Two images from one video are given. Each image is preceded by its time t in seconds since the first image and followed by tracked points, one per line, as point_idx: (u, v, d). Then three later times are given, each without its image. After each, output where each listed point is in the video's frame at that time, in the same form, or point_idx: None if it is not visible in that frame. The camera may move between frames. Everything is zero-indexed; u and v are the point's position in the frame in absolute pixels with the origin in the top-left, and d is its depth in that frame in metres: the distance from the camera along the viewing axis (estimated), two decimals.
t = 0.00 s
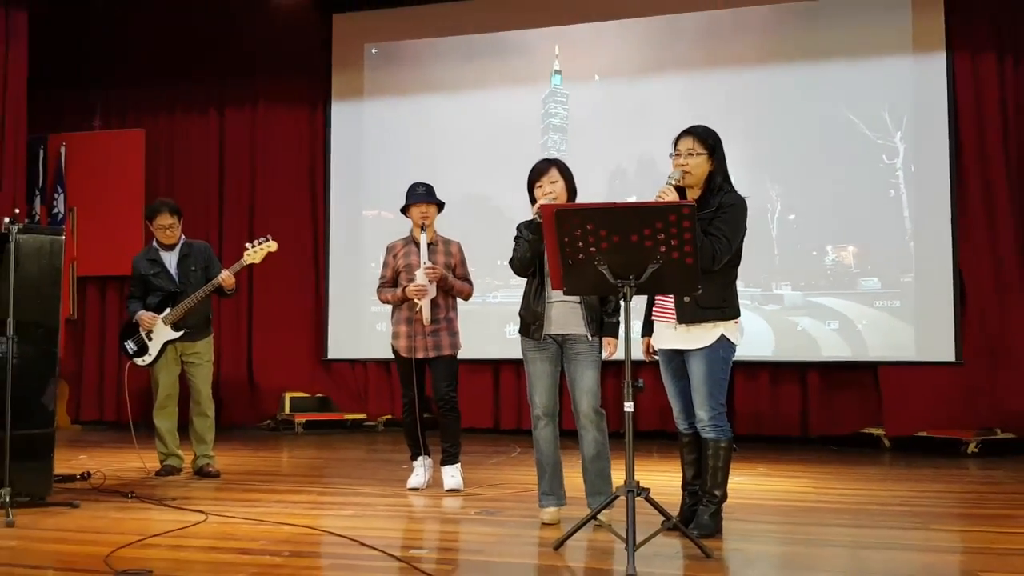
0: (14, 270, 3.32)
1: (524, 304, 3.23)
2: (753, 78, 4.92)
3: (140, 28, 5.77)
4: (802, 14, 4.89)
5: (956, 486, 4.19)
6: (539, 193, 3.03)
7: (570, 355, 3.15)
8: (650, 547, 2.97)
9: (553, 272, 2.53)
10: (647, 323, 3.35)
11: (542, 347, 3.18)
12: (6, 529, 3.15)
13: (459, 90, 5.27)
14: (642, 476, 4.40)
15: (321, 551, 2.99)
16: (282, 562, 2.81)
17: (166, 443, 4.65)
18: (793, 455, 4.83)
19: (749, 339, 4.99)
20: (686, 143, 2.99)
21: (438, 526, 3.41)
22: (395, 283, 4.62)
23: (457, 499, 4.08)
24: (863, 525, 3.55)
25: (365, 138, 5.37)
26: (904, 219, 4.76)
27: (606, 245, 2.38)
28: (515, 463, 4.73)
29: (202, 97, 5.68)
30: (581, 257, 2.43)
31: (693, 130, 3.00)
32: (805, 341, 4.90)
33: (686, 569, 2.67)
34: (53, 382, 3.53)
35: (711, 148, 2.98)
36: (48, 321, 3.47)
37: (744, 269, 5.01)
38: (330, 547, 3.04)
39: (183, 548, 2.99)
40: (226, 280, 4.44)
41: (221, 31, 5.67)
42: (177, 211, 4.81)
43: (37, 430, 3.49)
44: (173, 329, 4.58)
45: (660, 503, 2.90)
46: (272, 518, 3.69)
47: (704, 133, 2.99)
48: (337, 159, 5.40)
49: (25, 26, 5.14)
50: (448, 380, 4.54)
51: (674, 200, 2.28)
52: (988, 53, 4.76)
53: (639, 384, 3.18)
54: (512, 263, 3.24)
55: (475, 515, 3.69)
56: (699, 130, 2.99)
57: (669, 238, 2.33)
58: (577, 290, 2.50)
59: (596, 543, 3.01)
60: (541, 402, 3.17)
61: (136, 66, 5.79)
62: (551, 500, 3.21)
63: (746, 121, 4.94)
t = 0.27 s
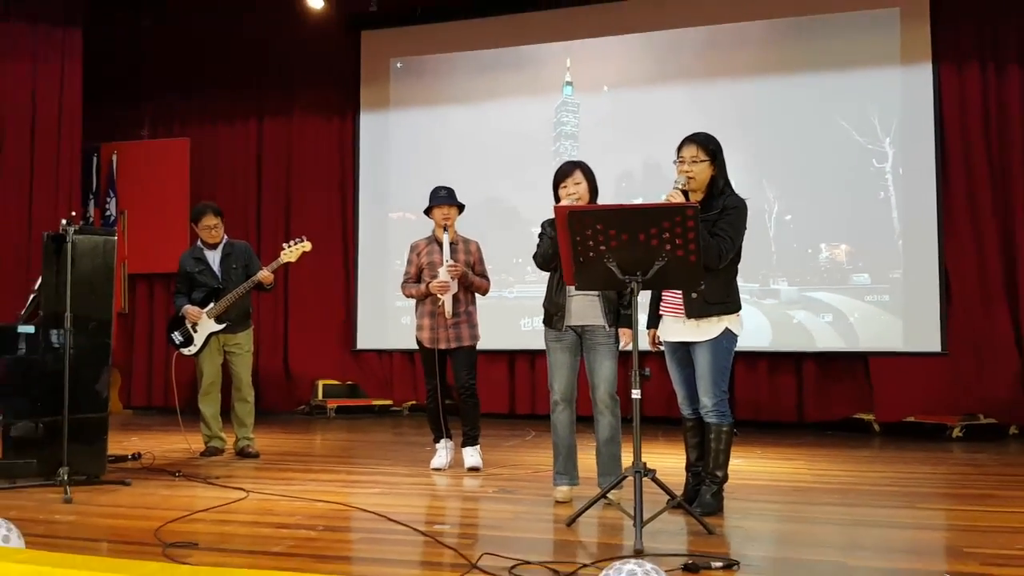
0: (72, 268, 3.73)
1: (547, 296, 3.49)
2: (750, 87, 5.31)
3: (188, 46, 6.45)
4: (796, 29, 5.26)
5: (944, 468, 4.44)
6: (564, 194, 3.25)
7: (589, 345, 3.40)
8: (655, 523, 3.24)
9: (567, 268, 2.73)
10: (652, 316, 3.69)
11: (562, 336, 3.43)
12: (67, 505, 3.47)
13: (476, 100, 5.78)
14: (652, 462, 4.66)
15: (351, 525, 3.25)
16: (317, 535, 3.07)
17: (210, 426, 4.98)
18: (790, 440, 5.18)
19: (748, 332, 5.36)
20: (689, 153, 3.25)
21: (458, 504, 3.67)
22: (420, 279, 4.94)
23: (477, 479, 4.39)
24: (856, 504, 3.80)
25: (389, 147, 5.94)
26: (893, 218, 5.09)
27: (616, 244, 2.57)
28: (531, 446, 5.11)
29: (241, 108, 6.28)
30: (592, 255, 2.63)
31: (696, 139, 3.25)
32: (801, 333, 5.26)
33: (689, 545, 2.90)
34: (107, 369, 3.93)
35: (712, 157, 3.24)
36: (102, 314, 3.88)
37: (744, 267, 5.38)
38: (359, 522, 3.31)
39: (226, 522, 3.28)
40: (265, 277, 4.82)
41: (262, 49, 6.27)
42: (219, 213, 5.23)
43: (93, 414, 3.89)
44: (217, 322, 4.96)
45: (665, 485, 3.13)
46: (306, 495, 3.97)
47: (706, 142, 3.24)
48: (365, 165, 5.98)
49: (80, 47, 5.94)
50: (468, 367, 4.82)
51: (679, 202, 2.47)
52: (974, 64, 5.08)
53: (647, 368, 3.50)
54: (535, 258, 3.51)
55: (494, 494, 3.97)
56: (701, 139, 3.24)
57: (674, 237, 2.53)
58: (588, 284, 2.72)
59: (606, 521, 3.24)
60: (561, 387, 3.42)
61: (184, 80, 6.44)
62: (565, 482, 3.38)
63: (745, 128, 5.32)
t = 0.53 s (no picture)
0: (135, 268, 4.07)
1: (569, 293, 3.81)
2: (744, 102, 5.84)
3: (245, 73, 7.47)
4: (786, 48, 5.77)
5: (925, 448, 4.73)
6: (585, 202, 3.38)
7: (606, 337, 3.73)
8: (658, 498, 3.39)
9: (579, 266, 2.97)
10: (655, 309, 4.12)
11: (581, 330, 3.76)
12: (128, 478, 3.70)
13: (495, 115, 6.55)
14: (653, 438, 4.93)
15: (386, 498, 3.41)
16: (353, 506, 3.21)
17: (258, 408, 5.58)
18: (785, 423, 5.63)
19: (743, 325, 5.89)
20: (689, 164, 3.33)
21: (479, 479, 3.88)
22: (445, 277, 5.47)
23: (495, 457, 4.77)
24: (840, 473, 4.09)
25: (416, 159, 6.77)
26: (875, 221, 5.57)
27: (622, 246, 2.78)
28: (545, 429, 5.62)
29: (287, 128, 7.31)
30: (601, 255, 2.85)
31: (697, 151, 3.33)
32: (791, 326, 5.76)
33: (688, 518, 3.02)
34: (165, 358, 4.30)
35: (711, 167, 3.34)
36: (161, 308, 4.26)
37: (740, 266, 5.91)
38: (389, 494, 3.49)
39: (272, 495, 3.44)
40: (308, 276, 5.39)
41: (310, 76, 7.26)
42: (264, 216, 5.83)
43: (154, 398, 4.27)
44: (264, 315, 5.53)
45: (667, 465, 3.35)
46: (344, 470, 4.23)
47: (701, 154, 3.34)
48: (396, 177, 6.82)
49: (137, 69, 6.90)
50: (487, 357, 5.25)
51: (677, 207, 2.64)
52: (946, 81, 5.58)
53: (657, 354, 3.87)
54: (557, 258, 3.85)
55: (511, 470, 4.24)
56: (699, 151, 3.33)
57: (675, 239, 2.70)
58: (599, 280, 2.94)
59: (613, 496, 3.43)
60: (580, 377, 3.74)
61: (241, 102, 7.48)
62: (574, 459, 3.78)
63: (740, 139, 5.84)
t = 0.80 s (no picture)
0: (156, 264, 4.08)
1: (592, 290, 3.82)
2: (763, 97, 5.81)
3: (263, 69, 7.50)
4: (806, 43, 5.73)
5: (945, 445, 4.71)
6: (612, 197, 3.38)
7: (629, 333, 3.73)
8: (677, 495, 3.39)
9: (596, 262, 2.96)
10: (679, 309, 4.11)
11: (604, 326, 3.76)
12: (150, 473, 3.73)
13: (512, 112, 6.54)
14: (670, 435, 4.91)
15: (404, 493, 3.43)
16: (371, 501, 3.22)
17: (277, 403, 5.61)
18: (805, 420, 5.58)
19: (761, 322, 5.86)
20: (706, 159, 3.28)
21: (497, 475, 3.88)
22: (463, 272, 5.44)
23: (512, 453, 4.78)
24: (860, 470, 4.07)
25: (434, 154, 6.79)
26: (896, 217, 5.51)
27: (640, 242, 2.76)
28: (563, 426, 5.61)
29: (305, 126, 7.34)
30: (619, 251, 2.83)
31: (714, 147, 3.29)
32: (810, 323, 5.73)
33: (708, 515, 3.01)
34: (186, 354, 4.34)
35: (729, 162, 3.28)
36: (182, 304, 4.30)
37: (759, 261, 5.87)
38: (408, 490, 3.50)
39: (293, 488, 3.46)
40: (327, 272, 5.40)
41: (328, 74, 7.28)
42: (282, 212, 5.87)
43: (175, 393, 4.30)
44: (284, 311, 5.56)
45: (685, 462, 3.35)
46: (363, 465, 4.25)
47: (720, 149, 3.28)
48: (414, 173, 6.84)
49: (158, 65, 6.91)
50: (505, 353, 5.24)
51: (698, 203, 2.63)
52: (968, 74, 5.53)
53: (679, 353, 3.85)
54: (581, 255, 3.87)
55: (528, 467, 4.24)
56: (717, 147, 3.28)
57: (694, 235, 2.68)
58: (616, 277, 2.92)
59: (632, 493, 3.42)
60: (601, 373, 3.74)
61: (259, 99, 7.51)
62: (591, 456, 3.76)
63: (759, 134, 5.81)
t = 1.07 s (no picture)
0: (178, 260, 4.12)
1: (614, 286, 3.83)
2: (782, 91, 5.77)
3: (281, 67, 7.53)
4: (826, 36, 5.68)
5: (966, 442, 4.66)
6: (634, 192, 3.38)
7: (648, 330, 3.72)
8: (696, 492, 3.37)
9: (615, 259, 2.94)
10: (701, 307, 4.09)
11: (624, 322, 3.76)
12: (170, 468, 3.75)
13: (529, 107, 6.54)
14: (688, 431, 4.88)
15: (423, 489, 3.43)
16: (390, 497, 3.23)
17: (297, 398, 5.62)
18: (825, 416, 5.55)
19: (781, 317, 5.83)
20: (724, 157, 3.23)
21: (515, 472, 3.88)
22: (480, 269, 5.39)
23: (530, 449, 4.78)
24: (880, 467, 4.04)
25: (451, 150, 6.79)
26: (918, 212, 5.46)
27: (660, 237, 2.74)
28: (580, 422, 5.60)
29: (323, 123, 7.36)
30: (638, 247, 2.80)
31: (731, 144, 3.23)
32: (830, 318, 5.69)
33: (728, 512, 3.00)
34: (206, 351, 4.35)
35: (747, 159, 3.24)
36: (203, 302, 4.33)
37: (779, 256, 5.83)
38: (426, 485, 3.51)
39: (313, 484, 3.48)
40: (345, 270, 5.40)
41: (345, 71, 7.30)
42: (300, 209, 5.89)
43: (195, 389, 4.34)
44: (303, 308, 5.56)
45: (704, 458, 3.34)
46: (381, 461, 4.26)
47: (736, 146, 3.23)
48: (432, 169, 6.85)
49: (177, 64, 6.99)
50: (523, 350, 5.21)
51: (718, 197, 2.61)
52: (991, 67, 5.47)
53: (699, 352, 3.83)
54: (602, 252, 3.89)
55: (546, 463, 4.23)
56: (733, 144, 3.23)
57: (714, 230, 2.66)
58: (635, 274, 2.90)
59: (651, 490, 3.41)
60: (619, 369, 3.73)
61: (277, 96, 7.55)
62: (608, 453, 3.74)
63: (778, 128, 5.78)
